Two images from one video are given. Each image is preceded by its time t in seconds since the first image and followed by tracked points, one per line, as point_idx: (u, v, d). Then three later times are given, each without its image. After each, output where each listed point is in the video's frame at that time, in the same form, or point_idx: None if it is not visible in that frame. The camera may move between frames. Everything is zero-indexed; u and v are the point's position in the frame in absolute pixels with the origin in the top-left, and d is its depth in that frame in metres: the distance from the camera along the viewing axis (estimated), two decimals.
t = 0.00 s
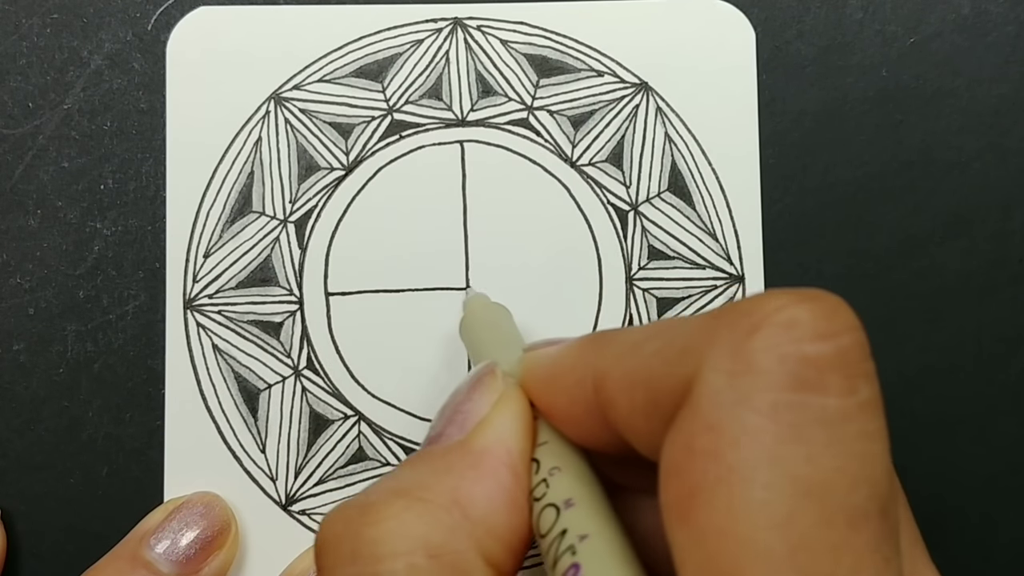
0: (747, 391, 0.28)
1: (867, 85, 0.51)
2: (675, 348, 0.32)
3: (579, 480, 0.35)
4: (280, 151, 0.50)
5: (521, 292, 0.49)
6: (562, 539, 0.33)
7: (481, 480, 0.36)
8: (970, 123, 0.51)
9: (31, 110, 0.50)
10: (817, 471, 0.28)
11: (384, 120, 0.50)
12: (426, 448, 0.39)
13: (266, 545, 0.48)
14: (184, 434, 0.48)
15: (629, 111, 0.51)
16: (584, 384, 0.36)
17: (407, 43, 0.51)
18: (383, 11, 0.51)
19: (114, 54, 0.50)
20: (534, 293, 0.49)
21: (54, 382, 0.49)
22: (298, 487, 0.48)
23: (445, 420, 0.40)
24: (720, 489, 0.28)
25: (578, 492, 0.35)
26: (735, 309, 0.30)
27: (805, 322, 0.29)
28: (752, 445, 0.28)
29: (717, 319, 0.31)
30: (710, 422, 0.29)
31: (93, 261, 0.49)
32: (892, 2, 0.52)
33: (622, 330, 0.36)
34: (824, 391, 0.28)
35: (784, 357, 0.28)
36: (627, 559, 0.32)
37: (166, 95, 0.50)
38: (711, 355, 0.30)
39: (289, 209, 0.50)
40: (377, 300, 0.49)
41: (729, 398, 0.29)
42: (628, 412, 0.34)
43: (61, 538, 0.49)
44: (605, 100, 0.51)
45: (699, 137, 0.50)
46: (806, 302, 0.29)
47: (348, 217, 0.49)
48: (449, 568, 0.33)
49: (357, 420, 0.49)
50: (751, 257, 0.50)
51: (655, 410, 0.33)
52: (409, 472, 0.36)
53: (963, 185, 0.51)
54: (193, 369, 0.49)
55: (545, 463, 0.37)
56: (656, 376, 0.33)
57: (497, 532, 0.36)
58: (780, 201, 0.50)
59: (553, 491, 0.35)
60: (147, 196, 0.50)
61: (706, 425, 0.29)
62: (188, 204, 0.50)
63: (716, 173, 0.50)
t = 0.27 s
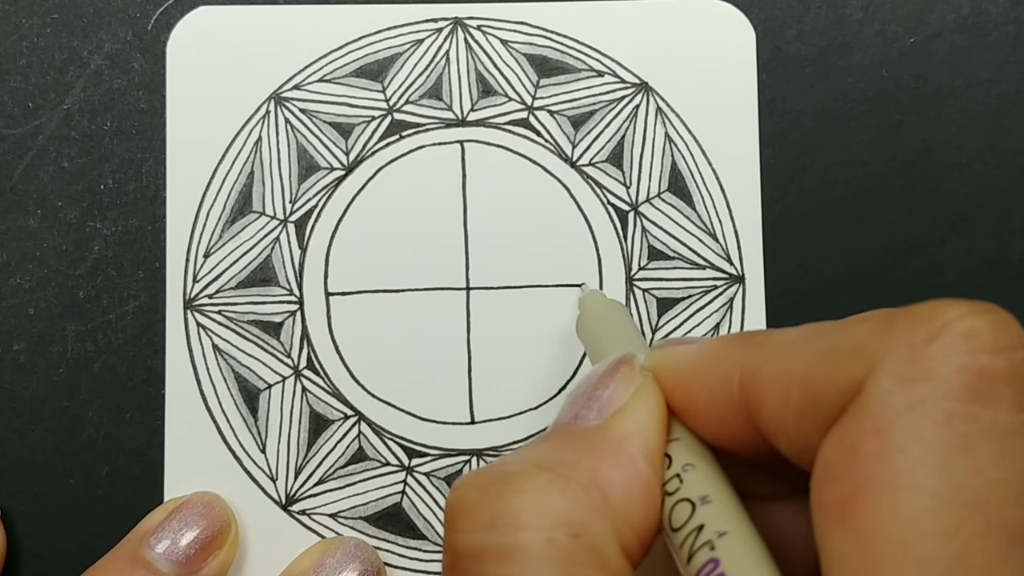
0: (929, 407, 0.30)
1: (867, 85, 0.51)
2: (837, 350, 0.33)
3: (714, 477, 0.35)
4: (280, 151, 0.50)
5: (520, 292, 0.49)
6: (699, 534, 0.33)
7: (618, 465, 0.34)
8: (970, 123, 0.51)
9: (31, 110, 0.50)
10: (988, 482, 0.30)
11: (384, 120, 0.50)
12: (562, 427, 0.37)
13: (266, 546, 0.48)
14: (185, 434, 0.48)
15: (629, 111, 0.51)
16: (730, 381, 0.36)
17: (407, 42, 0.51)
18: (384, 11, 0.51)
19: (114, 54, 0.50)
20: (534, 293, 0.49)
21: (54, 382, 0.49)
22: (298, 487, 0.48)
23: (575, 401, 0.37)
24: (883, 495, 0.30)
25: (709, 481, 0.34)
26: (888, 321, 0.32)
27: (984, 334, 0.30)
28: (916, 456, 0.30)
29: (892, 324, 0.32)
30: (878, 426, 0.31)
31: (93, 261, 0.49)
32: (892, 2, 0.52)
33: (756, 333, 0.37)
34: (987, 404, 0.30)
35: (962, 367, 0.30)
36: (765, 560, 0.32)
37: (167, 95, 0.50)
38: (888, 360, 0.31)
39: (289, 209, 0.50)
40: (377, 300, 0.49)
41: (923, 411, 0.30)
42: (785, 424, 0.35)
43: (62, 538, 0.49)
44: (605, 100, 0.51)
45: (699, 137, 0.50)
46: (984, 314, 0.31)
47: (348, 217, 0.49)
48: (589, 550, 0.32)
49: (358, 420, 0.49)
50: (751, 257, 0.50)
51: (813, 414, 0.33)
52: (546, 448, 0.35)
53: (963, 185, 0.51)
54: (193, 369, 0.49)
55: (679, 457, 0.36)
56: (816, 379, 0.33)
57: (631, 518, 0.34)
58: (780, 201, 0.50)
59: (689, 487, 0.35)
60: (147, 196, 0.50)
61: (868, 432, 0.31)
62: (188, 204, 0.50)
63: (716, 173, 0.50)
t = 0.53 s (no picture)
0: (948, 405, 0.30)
1: (867, 85, 0.51)
2: (855, 350, 0.33)
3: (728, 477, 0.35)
4: (280, 151, 0.50)
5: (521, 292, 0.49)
6: (711, 534, 0.33)
7: (634, 464, 0.34)
8: (970, 124, 0.51)
9: (31, 110, 0.50)
10: (1005, 484, 0.29)
11: (384, 119, 0.50)
12: (577, 427, 0.37)
13: (266, 545, 0.48)
14: (185, 434, 0.48)
15: (629, 111, 0.51)
16: (746, 380, 0.36)
17: (407, 42, 0.51)
18: (384, 11, 0.51)
19: (114, 54, 0.50)
20: (534, 293, 0.49)
21: (54, 382, 0.49)
22: (298, 487, 0.48)
23: (589, 401, 0.38)
24: (898, 493, 0.30)
25: (723, 480, 0.35)
26: (909, 322, 0.32)
27: (1004, 336, 0.30)
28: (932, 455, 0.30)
29: (910, 325, 0.32)
30: (896, 426, 0.30)
31: (93, 261, 0.49)
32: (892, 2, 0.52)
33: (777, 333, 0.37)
34: (1005, 403, 0.30)
35: (981, 368, 0.30)
36: (777, 559, 0.32)
37: (167, 94, 0.50)
38: (907, 359, 0.31)
39: (289, 209, 0.50)
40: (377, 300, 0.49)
41: (941, 410, 0.30)
42: (801, 424, 0.35)
43: (61, 538, 0.49)
44: (605, 100, 0.51)
45: (699, 136, 0.50)
46: (1002, 316, 0.31)
47: (348, 217, 0.49)
48: (603, 548, 0.32)
49: (358, 420, 0.49)
50: (750, 257, 0.50)
51: (832, 414, 0.33)
52: (558, 446, 0.35)
53: (963, 185, 0.51)
54: (193, 369, 0.49)
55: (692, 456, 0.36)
56: (833, 379, 0.33)
57: (646, 519, 0.34)
58: (780, 201, 0.50)
59: (701, 487, 0.35)
60: (147, 196, 0.50)
61: (885, 430, 0.31)
62: (188, 204, 0.50)
63: (716, 173, 0.50)
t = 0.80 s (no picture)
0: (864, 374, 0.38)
1: (867, 85, 0.51)
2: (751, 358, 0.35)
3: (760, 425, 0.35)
4: (280, 150, 0.50)
5: (521, 291, 0.49)
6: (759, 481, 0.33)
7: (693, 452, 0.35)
8: (970, 124, 0.51)
9: (31, 110, 0.50)
10: (815, 462, 0.33)
11: (384, 119, 0.50)
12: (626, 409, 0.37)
13: (266, 545, 0.48)
14: (185, 434, 0.48)
15: (629, 111, 0.51)
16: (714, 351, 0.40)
17: (406, 42, 0.51)
18: (383, 10, 0.51)
19: (114, 53, 0.50)
20: (534, 292, 0.49)
21: (54, 382, 0.49)
22: (298, 487, 0.48)
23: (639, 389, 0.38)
24: (778, 488, 0.33)
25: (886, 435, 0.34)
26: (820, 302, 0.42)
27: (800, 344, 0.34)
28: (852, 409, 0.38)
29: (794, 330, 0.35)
30: (790, 422, 0.33)
31: (93, 261, 0.49)
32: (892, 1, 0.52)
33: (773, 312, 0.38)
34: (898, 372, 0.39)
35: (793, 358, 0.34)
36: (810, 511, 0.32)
37: (166, 94, 0.50)
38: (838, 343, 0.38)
39: (289, 209, 0.50)
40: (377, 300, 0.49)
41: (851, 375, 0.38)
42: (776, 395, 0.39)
43: (61, 538, 0.49)
44: (605, 99, 0.51)
45: (699, 136, 0.50)
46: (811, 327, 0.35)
47: (348, 216, 0.49)
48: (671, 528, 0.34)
49: (357, 420, 0.49)
50: (750, 257, 0.50)
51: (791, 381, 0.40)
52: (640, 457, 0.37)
53: (963, 185, 0.51)
54: (193, 369, 0.49)
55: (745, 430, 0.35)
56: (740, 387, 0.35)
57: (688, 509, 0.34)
58: (780, 201, 0.50)
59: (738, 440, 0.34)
60: (147, 196, 0.50)
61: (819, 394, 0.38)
62: (188, 204, 0.50)
63: (716, 173, 0.50)
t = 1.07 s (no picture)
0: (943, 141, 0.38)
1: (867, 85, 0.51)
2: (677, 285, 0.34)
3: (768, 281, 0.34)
4: (280, 150, 0.50)
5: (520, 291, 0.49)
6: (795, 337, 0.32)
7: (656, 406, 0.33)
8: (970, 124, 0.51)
9: (31, 110, 0.50)
10: (676, 359, 0.30)
11: (384, 119, 0.50)
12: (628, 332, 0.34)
13: (266, 545, 0.48)
14: (184, 433, 0.48)
15: (629, 111, 0.51)
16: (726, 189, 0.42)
17: (406, 42, 0.51)
18: (383, 10, 0.51)
19: (114, 53, 0.50)
20: (534, 292, 0.49)
21: (54, 382, 0.49)
22: (298, 486, 0.48)
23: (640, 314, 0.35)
24: (643, 407, 0.30)
25: (852, 317, 0.31)
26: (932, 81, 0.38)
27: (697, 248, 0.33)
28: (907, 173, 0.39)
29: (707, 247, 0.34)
30: (656, 338, 0.32)
31: (93, 261, 0.49)
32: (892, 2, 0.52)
33: (836, 84, 0.41)
34: (989, 149, 0.37)
35: (698, 278, 0.32)
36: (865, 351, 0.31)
37: (166, 94, 0.50)
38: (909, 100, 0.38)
39: (289, 208, 0.50)
40: (377, 300, 0.49)
41: (930, 142, 0.38)
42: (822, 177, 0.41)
43: (61, 538, 0.49)
44: (605, 99, 0.51)
45: (699, 136, 0.50)
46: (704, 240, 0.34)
47: (348, 216, 0.49)
48: (659, 503, 0.30)
49: (357, 420, 0.49)
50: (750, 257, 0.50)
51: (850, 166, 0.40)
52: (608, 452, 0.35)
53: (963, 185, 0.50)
54: (193, 369, 0.49)
55: (779, 307, 0.33)
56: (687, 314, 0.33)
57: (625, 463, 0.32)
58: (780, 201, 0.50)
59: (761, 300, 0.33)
60: (147, 196, 0.50)
61: (883, 143, 0.39)
62: (187, 204, 0.50)
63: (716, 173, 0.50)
